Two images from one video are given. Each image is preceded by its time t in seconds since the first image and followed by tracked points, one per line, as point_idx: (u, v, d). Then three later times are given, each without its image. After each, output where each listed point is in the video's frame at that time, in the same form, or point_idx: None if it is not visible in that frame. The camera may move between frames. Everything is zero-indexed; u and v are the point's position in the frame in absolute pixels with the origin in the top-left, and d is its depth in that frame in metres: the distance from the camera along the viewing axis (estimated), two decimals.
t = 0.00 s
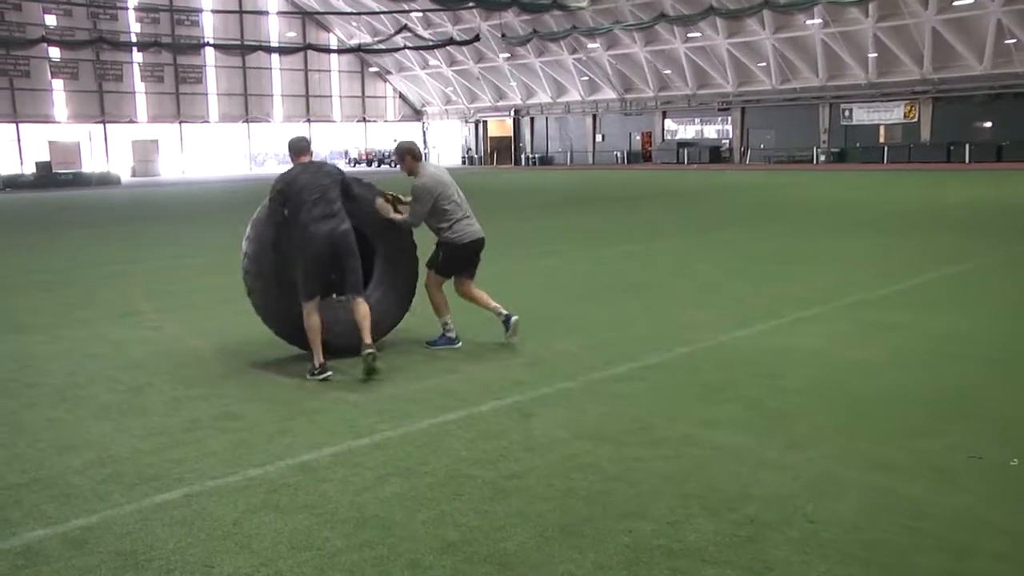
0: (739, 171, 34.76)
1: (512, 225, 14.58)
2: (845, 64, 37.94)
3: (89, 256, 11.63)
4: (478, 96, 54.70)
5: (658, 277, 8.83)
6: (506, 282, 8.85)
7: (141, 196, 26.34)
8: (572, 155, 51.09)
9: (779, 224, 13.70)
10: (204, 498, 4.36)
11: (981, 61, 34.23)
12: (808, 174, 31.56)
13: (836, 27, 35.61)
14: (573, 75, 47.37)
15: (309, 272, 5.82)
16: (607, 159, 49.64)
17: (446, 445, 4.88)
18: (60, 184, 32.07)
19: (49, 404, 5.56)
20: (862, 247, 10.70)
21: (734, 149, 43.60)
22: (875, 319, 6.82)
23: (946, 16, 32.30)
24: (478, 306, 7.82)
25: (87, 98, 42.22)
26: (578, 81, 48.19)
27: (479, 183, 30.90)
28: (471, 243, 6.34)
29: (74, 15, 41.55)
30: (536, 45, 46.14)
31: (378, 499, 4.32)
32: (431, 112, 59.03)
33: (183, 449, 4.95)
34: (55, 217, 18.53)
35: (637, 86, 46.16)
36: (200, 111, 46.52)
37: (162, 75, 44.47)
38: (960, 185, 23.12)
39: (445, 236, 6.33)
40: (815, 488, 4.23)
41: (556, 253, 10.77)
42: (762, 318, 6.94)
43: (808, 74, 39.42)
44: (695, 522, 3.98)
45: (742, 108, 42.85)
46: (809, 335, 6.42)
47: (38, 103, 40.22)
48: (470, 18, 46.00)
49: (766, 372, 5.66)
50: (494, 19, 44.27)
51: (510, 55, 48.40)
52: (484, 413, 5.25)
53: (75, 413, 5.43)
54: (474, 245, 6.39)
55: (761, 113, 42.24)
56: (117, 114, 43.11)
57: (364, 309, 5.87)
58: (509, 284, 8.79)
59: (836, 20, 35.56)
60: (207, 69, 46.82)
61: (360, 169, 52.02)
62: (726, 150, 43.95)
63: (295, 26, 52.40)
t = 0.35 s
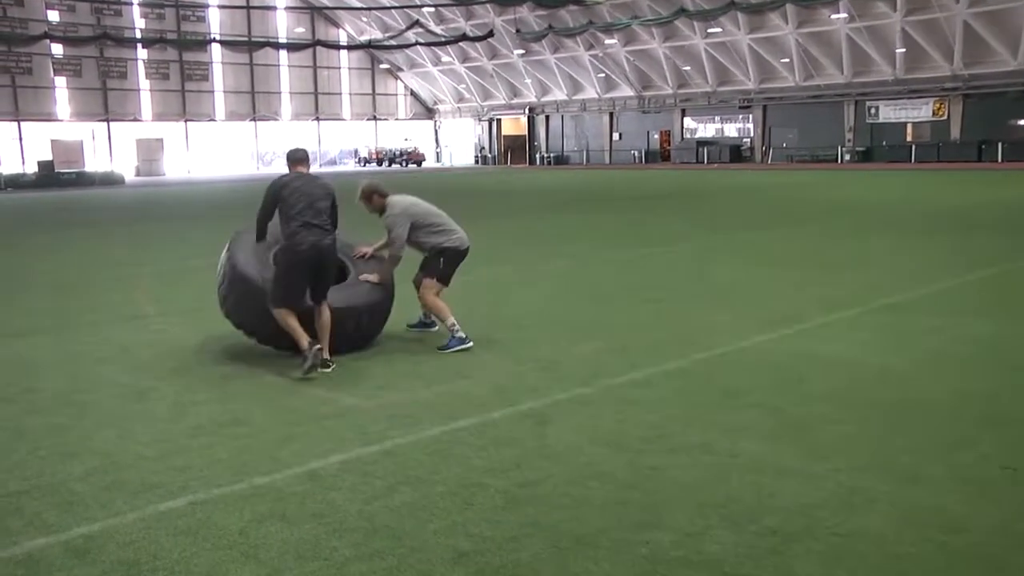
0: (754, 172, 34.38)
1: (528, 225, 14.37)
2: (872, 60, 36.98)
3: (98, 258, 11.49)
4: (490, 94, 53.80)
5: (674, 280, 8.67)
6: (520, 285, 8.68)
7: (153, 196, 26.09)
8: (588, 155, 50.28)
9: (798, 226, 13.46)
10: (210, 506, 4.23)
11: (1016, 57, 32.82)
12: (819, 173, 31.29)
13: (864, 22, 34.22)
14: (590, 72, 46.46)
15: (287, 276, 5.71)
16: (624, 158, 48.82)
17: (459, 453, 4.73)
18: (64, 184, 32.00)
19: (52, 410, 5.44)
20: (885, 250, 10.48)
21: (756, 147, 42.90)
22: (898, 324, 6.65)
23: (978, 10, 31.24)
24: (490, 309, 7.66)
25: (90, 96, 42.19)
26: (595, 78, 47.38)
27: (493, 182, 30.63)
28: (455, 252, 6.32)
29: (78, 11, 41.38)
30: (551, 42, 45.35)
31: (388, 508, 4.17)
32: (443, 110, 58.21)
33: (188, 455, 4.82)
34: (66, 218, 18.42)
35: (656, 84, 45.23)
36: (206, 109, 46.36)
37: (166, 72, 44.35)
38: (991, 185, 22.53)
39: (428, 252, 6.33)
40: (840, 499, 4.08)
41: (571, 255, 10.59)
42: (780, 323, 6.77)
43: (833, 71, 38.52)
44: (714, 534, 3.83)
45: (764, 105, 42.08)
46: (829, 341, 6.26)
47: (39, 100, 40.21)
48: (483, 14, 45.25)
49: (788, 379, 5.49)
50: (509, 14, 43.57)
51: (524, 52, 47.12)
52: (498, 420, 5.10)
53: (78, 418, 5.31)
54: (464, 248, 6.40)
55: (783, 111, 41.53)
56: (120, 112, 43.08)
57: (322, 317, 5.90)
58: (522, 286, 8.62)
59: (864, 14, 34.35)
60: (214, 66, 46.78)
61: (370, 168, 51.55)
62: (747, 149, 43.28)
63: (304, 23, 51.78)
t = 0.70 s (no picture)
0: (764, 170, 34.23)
1: (536, 227, 14.21)
2: (894, 55, 36.55)
3: (100, 259, 11.35)
4: (500, 91, 53.35)
5: (683, 282, 8.53)
6: (528, 288, 8.54)
7: (158, 195, 25.92)
8: (599, 153, 49.85)
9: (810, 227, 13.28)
10: (209, 514, 4.09)
11: None
12: (826, 172, 31.09)
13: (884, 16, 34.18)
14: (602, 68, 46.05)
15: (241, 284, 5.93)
16: (636, 156, 48.45)
17: (466, 460, 4.58)
18: (62, 184, 31.81)
19: (48, 415, 5.30)
20: (899, 252, 10.31)
21: (773, 146, 42.51)
22: (915, 329, 6.50)
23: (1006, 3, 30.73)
24: (498, 312, 7.51)
25: (87, 92, 41.85)
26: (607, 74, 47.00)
27: (499, 182, 30.42)
28: (433, 247, 6.43)
29: (76, 4, 41.25)
30: (563, 36, 44.93)
31: (394, 517, 4.03)
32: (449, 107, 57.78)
33: (187, 461, 4.68)
34: (68, 218, 18.31)
35: (670, 80, 44.74)
36: (207, 106, 46.27)
37: (166, 68, 44.36)
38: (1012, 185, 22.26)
39: (402, 250, 6.43)
40: (859, 509, 3.93)
41: (579, 257, 10.44)
42: (793, 327, 6.63)
43: (853, 66, 38.13)
44: (730, 544, 3.69)
45: (782, 102, 41.71)
46: (844, 345, 6.11)
47: (37, 96, 39.96)
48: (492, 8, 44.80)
49: (803, 385, 5.35)
50: (519, 8, 43.22)
51: (535, 47, 46.84)
52: (506, 426, 4.96)
53: (74, 424, 5.18)
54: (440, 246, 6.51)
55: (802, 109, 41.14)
56: (119, 108, 42.85)
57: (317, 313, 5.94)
58: (529, 288, 8.47)
59: (885, 9, 34.13)
60: (215, 61, 46.65)
61: (376, 167, 51.26)
62: (764, 147, 42.86)
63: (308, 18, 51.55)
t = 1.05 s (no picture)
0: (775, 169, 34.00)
1: (551, 227, 14.01)
2: (924, 48, 35.63)
3: (110, 260, 11.23)
4: (515, 87, 52.82)
5: (700, 285, 8.37)
6: (542, 290, 8.37)
7: (172, 194, 25.82)
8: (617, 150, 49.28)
9: (831, 228, 13.04)
10: (215, 522, 3.96)
11: None
12: (835, 171, 30.89)
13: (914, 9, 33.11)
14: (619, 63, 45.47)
15: (229, 278, 5.83)
16: (654, 153, 47.95)
17: (480, 467, 4.44)
18: (64, 182, 31.93)
19: (51, 419, 5.18)
20: (922, 254, 10.08)
21: (797, 143, 41.71)
22: (943, 334, 6.31)
23: None
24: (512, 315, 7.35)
25: (90, 88, 42.06)
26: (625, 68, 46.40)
27: (511, 181, 30.24)
28: (411, 258, 6.46)
29: None
30: (579, 31, 44.43)
31: (405, 526, 3.89)
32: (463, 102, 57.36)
33: (193, 468, 4.56)
34: (77, 217, 18.27)
35: (690, 75, 44.06)
36: (213, 102, 46.31)
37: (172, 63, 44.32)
38: None
39: (382, 260, 6.44)
40: (888, 520, 3.78)
41: (594, 258, 10.27)
42: (815, 331, 6.46)
43: (881, 61, 37.23)
44: (755, 557, 3.53)
45: (805, 98, 40.84)
46: (868, 352, 5.94)
47: (36, 92, 40.11)
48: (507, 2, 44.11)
49: (826, 390, 5.19)
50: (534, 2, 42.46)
51: (550, 42, 46.31)
52: (519, 434, 4.80)
53: (76, 428, 5.05)
54: (420, 258, 6.54)
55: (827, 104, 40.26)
56: (123, 105, 43.01)
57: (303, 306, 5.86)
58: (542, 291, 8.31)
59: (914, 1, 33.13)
60: (221, 56, 46.59)
61: (387, 165, 51.03)
62: (788, 145, 42.09)
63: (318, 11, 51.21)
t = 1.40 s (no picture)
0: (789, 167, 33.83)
1: (572, 228, 13.80)
2: (962, 41, 34.59)
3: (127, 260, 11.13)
4: (536, 83, 52.27)
5: (720, 286, 8.20)
6: (564, 292, 8.22)
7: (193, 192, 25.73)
8: (642, 148, 48.56)
9: (855, 229, 12.84)
10: (226, 530, 3.84)
11: None
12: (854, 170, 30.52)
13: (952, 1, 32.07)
14: (643, 58, 44.90)
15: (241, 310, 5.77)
16: (680, 151, 47.19)
17: (501, 475, 4.30)
18: (74, 181, 32.05)
19: (61, 423, 5.08)
20: (950, 256, 9.88)
21: (828, 140, 40.71)
22: (975, 338, 6.14)
23: None
24: (533, 319, 7.19)
25: (100, 85, 42.20)
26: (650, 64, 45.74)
27: (528, 180, 30.05)
28: (427, 269, 6.23)
29: None
30: (602, 25, 44.00)
31: (422, 535, 3.76)
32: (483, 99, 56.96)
33: (205, 473, 4.44)
34: (91, 216, 18.22)
35: (717, 70, 43.32)
36: (227, 100, 46.31)
37: (183, 60, 44.40)
38: None
39: (399, 274, 6.22)
40: (924, 533, 3.62)
41: (614, 260, 10.10)
42: (843, 336, 6.29)
43: (917, 55, 36.24)
44: (785, 570, 3.38)
45: (838, 93, 39.92)
46: (899, 357, 5.76)
47: (45, 89, 40.58)
48: None
49: (857, 397, 5.03)
50: None
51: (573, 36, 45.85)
52: (540, 441, 4.66)
53: (86, 433, 4.94)
54: (437, 269, 6.31)
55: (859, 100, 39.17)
56: (133, 102, 43.04)
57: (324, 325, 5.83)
58: (564, 293, 8.15)
59: None
60: (235, 52, 46.53)
61: (404, 163, 50.74)
62: (818, 143, 41.13)
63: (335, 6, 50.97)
